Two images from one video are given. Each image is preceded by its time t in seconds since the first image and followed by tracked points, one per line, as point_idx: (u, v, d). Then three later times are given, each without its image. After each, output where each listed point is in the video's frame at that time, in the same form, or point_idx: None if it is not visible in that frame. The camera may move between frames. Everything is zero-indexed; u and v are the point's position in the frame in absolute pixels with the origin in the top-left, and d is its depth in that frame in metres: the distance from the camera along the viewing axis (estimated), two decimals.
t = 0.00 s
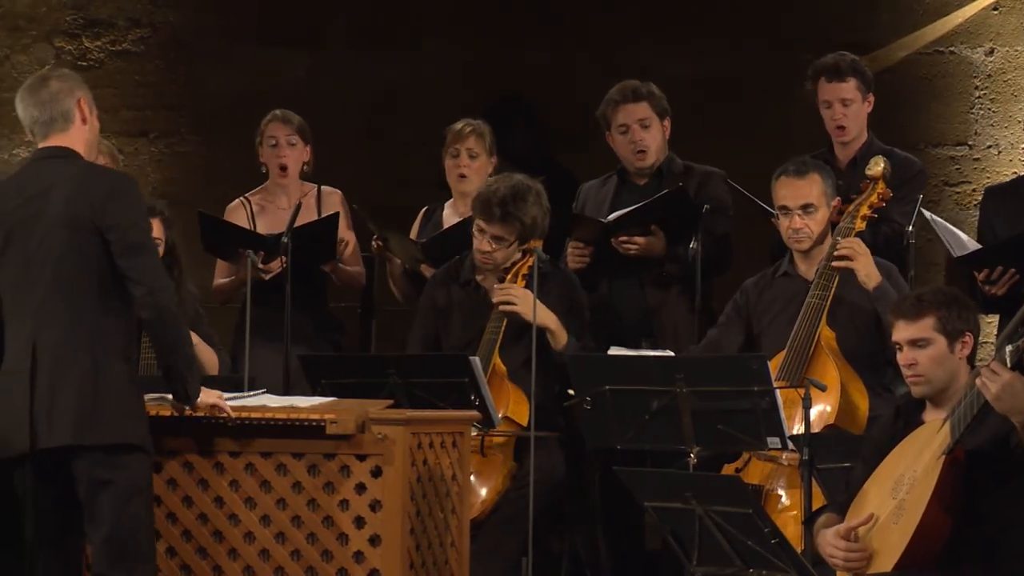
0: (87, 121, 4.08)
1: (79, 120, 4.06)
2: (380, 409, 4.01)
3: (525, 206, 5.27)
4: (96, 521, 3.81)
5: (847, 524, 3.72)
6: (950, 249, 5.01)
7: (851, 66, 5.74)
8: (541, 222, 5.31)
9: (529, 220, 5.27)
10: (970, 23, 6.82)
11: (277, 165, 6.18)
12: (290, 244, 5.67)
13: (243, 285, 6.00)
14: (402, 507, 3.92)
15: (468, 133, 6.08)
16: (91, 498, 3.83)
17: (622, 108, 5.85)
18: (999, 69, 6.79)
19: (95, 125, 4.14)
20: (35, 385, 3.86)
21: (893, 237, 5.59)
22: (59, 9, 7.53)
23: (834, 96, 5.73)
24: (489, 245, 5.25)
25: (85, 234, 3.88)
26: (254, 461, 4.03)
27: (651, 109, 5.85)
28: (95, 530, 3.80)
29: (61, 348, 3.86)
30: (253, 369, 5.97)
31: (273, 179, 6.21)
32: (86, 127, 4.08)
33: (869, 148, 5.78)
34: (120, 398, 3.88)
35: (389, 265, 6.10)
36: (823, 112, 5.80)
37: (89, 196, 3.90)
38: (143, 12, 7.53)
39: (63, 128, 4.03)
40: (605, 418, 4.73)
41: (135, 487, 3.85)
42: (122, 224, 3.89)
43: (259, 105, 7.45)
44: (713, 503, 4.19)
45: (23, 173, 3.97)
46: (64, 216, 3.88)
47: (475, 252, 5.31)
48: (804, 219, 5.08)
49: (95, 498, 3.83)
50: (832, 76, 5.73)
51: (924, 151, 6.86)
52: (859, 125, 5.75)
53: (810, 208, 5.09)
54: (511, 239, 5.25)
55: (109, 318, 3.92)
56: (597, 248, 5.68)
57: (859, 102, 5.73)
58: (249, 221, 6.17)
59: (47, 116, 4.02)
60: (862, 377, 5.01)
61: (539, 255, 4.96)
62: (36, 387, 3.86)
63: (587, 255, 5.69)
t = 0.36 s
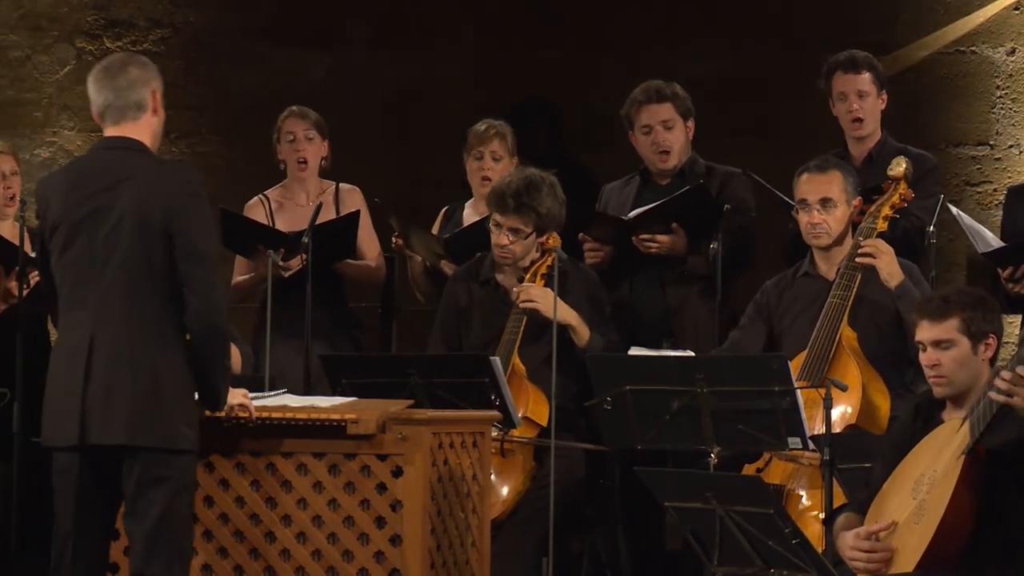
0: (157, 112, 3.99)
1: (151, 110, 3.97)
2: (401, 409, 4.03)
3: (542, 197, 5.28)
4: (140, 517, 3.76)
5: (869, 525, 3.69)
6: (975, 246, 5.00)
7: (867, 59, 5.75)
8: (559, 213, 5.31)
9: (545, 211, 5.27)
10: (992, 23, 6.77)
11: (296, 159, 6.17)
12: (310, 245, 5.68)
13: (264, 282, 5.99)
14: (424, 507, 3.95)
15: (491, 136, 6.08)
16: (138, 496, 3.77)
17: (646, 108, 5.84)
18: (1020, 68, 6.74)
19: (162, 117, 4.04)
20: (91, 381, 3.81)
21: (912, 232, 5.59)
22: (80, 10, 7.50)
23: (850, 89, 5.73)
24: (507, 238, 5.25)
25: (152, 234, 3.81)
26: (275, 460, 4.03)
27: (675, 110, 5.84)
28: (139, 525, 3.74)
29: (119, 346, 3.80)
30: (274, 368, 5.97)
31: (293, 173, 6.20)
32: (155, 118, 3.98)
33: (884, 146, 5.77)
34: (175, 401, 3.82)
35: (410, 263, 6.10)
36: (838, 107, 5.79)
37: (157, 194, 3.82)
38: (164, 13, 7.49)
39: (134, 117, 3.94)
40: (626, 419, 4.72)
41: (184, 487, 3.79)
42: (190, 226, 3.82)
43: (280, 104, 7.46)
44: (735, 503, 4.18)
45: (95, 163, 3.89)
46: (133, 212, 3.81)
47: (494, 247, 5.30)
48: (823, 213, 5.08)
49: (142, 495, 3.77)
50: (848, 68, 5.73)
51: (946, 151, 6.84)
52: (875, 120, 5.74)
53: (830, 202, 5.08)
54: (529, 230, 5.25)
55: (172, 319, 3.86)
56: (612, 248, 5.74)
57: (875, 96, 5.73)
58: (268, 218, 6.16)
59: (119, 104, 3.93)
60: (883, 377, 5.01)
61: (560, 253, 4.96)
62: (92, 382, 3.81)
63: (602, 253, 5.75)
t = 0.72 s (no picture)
0: (225, 122, 3.95)
1: (221, 120, 3.93)
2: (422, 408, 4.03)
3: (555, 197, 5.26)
4: (185, 528, 3.76)
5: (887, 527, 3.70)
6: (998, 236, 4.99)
7: (877, 63, 5.71)
8: (571, 209, 5.30)
9: (558, 210, 5.26)
10: (1013, 22, 6.80)
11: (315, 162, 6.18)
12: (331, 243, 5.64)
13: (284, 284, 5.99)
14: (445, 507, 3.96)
15: (516, 135, 6.09)
16: (183, 506, 3.77)
17: (666, 107, 5.84)
18: None
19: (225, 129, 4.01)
20: (148, 389, 3.77)
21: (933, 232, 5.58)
22: (101, 9, 7.51)
23: (863, 95, 5.71)
24: (523, 239, 5.24)
25: (217, 246, 3.77)
26: (296, 460, 4.03)
27: (696, 109, 5.84)
28: (183, 536, 3.75)
29: (179, 357, 3.76)
30: (294, 368, 5.98)
31: (312, 174, 6.20)
32: (224, 128, 3.95)
33: (900, 145, 5.76)
34: (230, 412, 3.79)
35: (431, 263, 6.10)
36: (852, 112, 5.78)
37: (224, 204, 3.78)
38: (186, 12, 7.49)
39: (205, 124, 3.90)
40: (647, 418, 4.72)
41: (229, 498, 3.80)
42: (255, 240, 3.78)
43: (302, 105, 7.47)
44: (756, 502, 4.17)
45: (158, 169, 3.84)
46: (199, 224, 3.76)
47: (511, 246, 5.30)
48: (848, 211, 5.06)
49: (188, 506, 3.78)
50: (859, 74, 5.69)
51: (967, 151, 6.84)
52: (889, 123, 5.73)
53: (856, 200, 5.06)
54: (544, 231, 5.25)
55: (229, 330, 3.82)
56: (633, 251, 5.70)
57: (888, 99, 5.71)
58: (287, 218, 6.16)
59: (192, 109, 3.88)
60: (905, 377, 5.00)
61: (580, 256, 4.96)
62: (150, 391, 3.77)
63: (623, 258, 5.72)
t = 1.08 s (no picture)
0: (270, 131, 3.87)
1: (266, 128, 3.85)
2: (441, 407, 4.02)
3: (564, 211, 5.16)
4: (208, 531, 3.67)
5: (908, 526, 3.69)
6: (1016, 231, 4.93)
7: (897, 63, 5.70)
8: (581, 220, 5.20)
9: (568, 226, 5.17)
10: None
11: (336, 166, 6.18)
12: (352, 244, 5.66)
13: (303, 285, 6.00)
14: (465, 507, 3.97)
15: (543, 132, 6.09)
16: (206, 508, 3.68)
17: (687, 105, 5.83)
18: None
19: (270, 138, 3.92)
20: (174, 391, 3.69)
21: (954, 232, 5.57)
22: (121, 10, 7.53)
23: (883, 95, 5.69)
24: (534, 253, 5.20)
25: (246, 251, 3.67)
26: (315, 460, 4.02)
27: (716, 108, 5.83)
28: (206, 539, 3.65)
29: (205, 360, 3.67)
30: (314, 368, 5.98)
31: (333, 180, 6.20)
32: (268, 137, 3.86)
33: (920, 146, 5.76)
34: (259, 417, 3.70)
35: (451, 263, 6.10)
36: (871, 111, 5.75)
37: (257, 206, 3.69)
38: (206, 13, 7.51)
39: (249, 130, 3.81)
40: (667, 420, 4.72)
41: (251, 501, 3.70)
42: (285, 247, 3.69)
43: (322, 104, 7.49)
44: (776, 503, 4.18)
45: (191, 169, 3.75)
46: (229, 227, 3.66)
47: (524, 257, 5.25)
48: (867, 226, 5.01)
49: (210, 510, 3.68)
50: (878, 74, 5.68)
51: (987, 151, 6.76)
52: (910, 124, 5.71)
53: (873, 213, 5.01)
54: (554, 245, 5.18)
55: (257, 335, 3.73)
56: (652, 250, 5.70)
57: (907, 99, 5.69)
58: (308, 222, 6.17)
59: (239, 113, 3.80)
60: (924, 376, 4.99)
61: (601, 257, 4.98)
62: (179, 393, 3.68)
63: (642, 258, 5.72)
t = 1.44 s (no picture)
0: (283, 126, 3.78)
1: (278, 123, 3.76)
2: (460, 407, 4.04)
3: (579, 221, 5.13)
4: (221, 528, 3.58)
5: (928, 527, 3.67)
6: None
7: (921, 62, 5.68)
8: (597, 230, 5.17)
9: (583, 234, 5.14)
10: None
11: (353, 157, 6.17)
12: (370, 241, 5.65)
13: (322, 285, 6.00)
14: (485, 506, 3.97)
15: (559, 129, 6.08)
16: (218, 505, 3.58)
17: (706, 105, 5.83)
18: None
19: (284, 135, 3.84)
20: (186, 389, 3.60)
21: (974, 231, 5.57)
22: (141, 10, 7.55)
23: (905, 91, 5.67)
24: (551, 261, 5.18)
25: (259, 245, 3.59)
26: (335, 460, 4.02)
27: (735, 108, 5.82)
28: (220, 536, 3.56)
29: (219, 356, 3.58)
30: (332, 369, 5.99)
31: (351, 174, 6.20)
32: (281, 132, 3.77)
33: (942, 144, 5.75)
34: (272, 414, 3.61)
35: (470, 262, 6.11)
36: (893, 107, 5.74)
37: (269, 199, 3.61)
38: (225, 12, 7.55)
39: (262, 127, 3.73)
40: (685, 419, 4.72)
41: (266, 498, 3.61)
42: (298, 241, 3.60)
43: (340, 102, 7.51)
44: (795, 503, 4.17)
45: (205, 167, 3.68)
46: (242, 220, 3.58)
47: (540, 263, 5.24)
48: (881, 228, 5.00)
49: (222, 507, 3.58)
50: (902, 69, 5.67)
51: (1007, 150, 6.96)
52: (931, 119, 5.69)
53: (887, 215, 5.00)
54: (569, 254, 5.16)
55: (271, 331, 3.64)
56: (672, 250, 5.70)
57: (929, 96, 5.68)
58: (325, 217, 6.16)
59: (250, 110, 3.71)
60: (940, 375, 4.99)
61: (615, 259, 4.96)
62: (190, 389, 3.59)
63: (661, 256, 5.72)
